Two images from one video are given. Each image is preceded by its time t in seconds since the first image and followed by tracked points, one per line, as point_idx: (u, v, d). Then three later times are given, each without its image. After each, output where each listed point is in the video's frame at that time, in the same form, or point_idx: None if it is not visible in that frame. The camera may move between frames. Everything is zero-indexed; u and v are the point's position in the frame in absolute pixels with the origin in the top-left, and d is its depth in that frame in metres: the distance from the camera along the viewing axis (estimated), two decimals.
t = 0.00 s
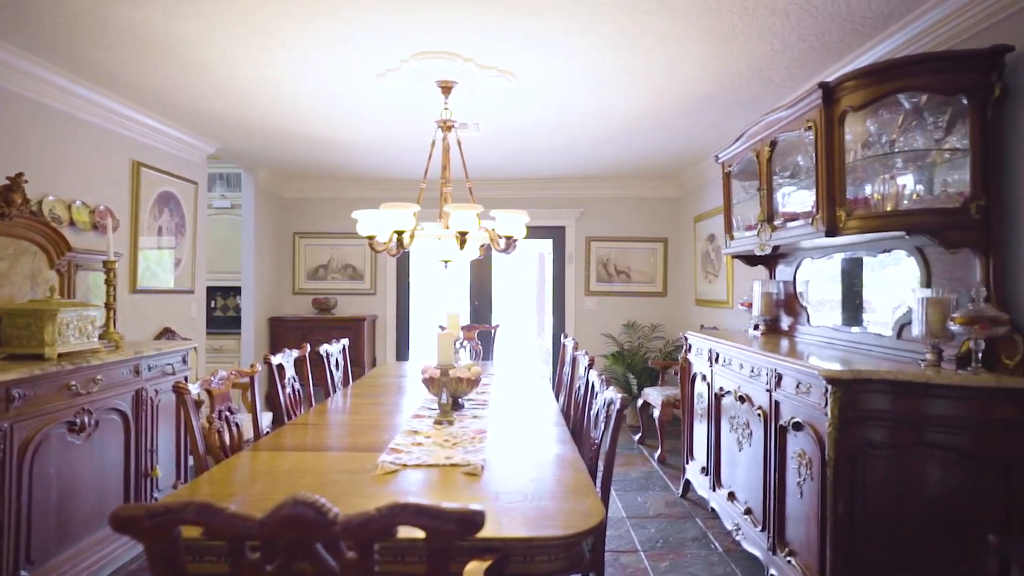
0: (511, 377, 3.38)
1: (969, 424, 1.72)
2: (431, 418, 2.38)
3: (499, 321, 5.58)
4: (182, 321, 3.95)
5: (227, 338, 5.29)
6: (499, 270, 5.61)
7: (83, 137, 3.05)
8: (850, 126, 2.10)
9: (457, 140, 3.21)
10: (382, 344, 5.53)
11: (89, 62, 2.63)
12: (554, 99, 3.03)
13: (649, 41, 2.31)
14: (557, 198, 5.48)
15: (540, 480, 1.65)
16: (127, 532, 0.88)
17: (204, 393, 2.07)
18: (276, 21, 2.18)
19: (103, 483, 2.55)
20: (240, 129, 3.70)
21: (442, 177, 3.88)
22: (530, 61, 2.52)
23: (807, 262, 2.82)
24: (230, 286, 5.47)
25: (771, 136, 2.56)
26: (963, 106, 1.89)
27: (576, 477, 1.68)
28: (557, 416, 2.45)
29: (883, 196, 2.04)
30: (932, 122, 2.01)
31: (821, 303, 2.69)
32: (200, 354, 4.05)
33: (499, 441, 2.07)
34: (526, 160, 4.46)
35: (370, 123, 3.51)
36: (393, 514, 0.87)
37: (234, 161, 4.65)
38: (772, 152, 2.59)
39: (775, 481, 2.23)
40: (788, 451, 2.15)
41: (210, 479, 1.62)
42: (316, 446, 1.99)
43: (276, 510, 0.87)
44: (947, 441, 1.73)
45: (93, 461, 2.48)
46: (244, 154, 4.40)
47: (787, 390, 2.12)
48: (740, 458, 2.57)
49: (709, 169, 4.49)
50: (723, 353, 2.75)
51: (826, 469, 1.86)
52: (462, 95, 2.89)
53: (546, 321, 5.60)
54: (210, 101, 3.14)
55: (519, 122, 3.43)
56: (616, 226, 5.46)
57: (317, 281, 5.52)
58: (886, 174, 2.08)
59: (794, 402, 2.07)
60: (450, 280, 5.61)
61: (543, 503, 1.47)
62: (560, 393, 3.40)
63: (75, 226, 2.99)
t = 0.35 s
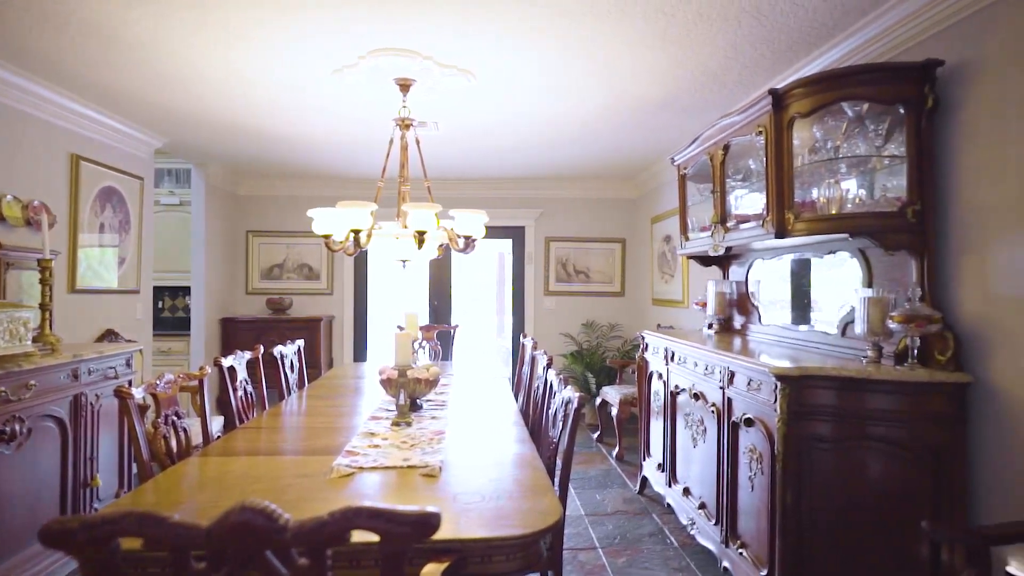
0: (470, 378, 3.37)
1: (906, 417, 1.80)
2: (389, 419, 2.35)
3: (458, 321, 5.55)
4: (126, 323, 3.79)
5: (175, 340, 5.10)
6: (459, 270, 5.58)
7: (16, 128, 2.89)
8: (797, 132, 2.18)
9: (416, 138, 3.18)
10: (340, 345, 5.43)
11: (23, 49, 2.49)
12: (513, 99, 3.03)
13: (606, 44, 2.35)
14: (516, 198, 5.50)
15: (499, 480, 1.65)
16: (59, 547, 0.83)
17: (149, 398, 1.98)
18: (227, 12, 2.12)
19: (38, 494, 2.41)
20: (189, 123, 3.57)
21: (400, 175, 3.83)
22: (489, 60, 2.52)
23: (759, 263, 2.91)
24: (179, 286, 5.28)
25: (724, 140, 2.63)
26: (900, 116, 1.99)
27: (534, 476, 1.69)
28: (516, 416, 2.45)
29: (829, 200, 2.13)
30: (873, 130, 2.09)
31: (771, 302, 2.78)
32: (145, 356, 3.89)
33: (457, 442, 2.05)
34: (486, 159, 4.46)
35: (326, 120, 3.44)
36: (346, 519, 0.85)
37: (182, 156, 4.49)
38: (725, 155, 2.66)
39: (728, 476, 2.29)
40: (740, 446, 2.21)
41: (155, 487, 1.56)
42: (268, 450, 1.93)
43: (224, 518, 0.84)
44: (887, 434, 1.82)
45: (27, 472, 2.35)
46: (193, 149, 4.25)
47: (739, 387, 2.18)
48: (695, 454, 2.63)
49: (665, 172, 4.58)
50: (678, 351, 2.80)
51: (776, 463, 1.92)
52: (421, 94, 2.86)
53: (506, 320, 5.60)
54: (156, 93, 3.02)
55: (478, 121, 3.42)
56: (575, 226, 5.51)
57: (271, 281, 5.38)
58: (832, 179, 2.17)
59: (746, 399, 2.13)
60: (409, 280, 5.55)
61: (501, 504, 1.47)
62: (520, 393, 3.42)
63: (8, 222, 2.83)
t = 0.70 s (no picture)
0: (429, 378, 3.35)
1: (849, 412, 1.88)
2: (345, 421, 2.31)
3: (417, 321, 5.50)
4: (65, 324, 3.61)
5: (120, 343, 4.88)
6: (418, 270, 5.53)
7: None
8: (749, 136, 2.24)
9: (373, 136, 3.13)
10: (295, 346, 5.31)
11: None
12: (472, 98, 3.02)
13: (565, 46, 2.36)
14: (476, 198, 5.48)
15: (457, 481, 1.64)
16: None
17: (89, 403, 1.89)
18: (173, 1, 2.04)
19: None
20: (133, 116, 3.43)
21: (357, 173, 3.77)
22: (447, 59, 2.51)
23: (713, 263, 2.98)
24: (123, 285, 5.07)
25: (680, 143, 2.69)
26: (843, 122, 2.08)
27: (493, 476, 1.68)
28: (476, 416, 2.45)
29: (778, 203, 2.20)
30: (819, 136, 2.18)
31: (725, 302, 2.85)
32: (86, 359, 3.71)
33: (415, 443, 2.04)
34: (445, 159, 4.43)
35: (280, 116, 3.35)
36: (297, 525, 0.83)
37: (126, 150, 4.30)
38: (680, 158, 2.72)
39: (683, 471, 2.34)
40: (694, 442, 2.26)
41: (96, 496, 1.49)
42: (219, 455, 1.87)
43: (168, 526, 0.81)
44: (831, 428, 1.89)
45: None
46: (138, 143, 4.08)
47: (694, 385, 2.24)
48: (651, 450, 2.67)
49: (623, 173, 4.65)
50: (635, 350, 2.85)
51: (728, 459, 1.98)
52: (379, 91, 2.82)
53: (466, 320, 5.58)
54: (98, 84, 2.88)
55: (437, 120, 3.40)
56: (534, 226, 5.53)
57: (222, 280, 5.22)
58: (781, 183, 2.24)
59: (700, 396, 2.18)
60: (367, 280, 5.47)
61: (459, 504, 1.46)
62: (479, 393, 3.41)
63: None
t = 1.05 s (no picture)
0: (387, 379, 3.31)
1: (797, 407, 1.95)
2: (301, 424, 2.25)
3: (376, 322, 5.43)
4: None
5: (59, 345, 4.64)
6: (377, 270, 5.45)
7: None
8: (703, 140, 2.30)
9: (330, 133, 3.07)
10: (249, 347, 5.16)
11: None
12: (431, 97, 3.00)
13: (525, 46, 2.37)
14: (436, 197, 5.45)
15: (416, 482, 1.62)
16: None
17: (23, 410, 1.79)
18: None
19: None
20: (73, 107, 3.26)
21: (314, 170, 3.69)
22: (406, 57, 2.48)
23: (669, 264, 3.04)
24: (63, 285, 4.82)
25: (637, 145, 2.73)
26: (792, 128, 2.15)
27: (451, 477, 1.68)
28: (435, 416, 2.43)
29: (731, 205, 2.26)
30: (769, 140, 2.25)
31: (681, 302, 2.92)
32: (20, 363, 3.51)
33: (373, 444, 2.00)
34: (404, 157, 4.39)
35: (232, 110, 3.25)
36: (247, 531, 0.81)
37: (66, 143, 4.10)
38: (637, 160, 2.77)
39: (640, 468, 2.38)
40: (651, 439, 2.30)
41: (30, 508, 1.41)
42: (166, 462, 1.80)
43: (108, 536, 0.77)
44: (781, 423, 1.96)
45: None
46: (79, 136, 3.89)
47: (650, 383, 2.28)
48: (609, 448, 2.71)
49: (582, 174, 4.70)
50: (593, 349, 2.88)
51: (683, 455, 2.02)
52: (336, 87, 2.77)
53: (425, 321, 5.53)
54: (33, 72, 2.73)
55: (395, 118, 3.36)
56: (494, 226, 5.53)
57: (171, 280, 5.03)
58: (734, 185, 2.31)
59: (656, 393, 2.22)
60: (324, 280, 5.36)
61: (416, 506, 1.45)
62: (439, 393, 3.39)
63: None
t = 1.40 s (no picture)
0: (345, 380, 3.25)
1: (748, 404, 2.01)
2: (254, 428, 2.19)
3: (334, 322, 5.33)
4: None
5: None
6: (334, 269, 5.35)
7: None
8: (660, 142, 2.34)
9: (284, 129, 3.00)
10: (200, 349, 4.99)
11: None
12: (390, 95, 2.96)
13: (485, 47, 2.37)
14: (395, 196, 5.39)
15: (375, 485, 1.60)
16: None
17: None
18: None
19: None
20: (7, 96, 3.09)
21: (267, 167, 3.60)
22: (364, 53, 2.44)
23: (627, 264, 3.09)
24: None
25: (595, 146, 2.77)
26: (745, 132, 2.21)
27: (410, 478, 1.66)
28: (394, 418, 2.40)
29: (687, 207, 2.31)
30: (723, 144, 2.31)
31: (639, 302, 2.97)
32: None
33: (329, 447, 1.97)
34: (362, 155, 4.32)
35: (180, 103, 3.14)
36: (192, 541, 0.78)
37: None
38: (596, 161, 2.80)
39: (599, 465, 2.41)
40: (609, 437, 2.33)
41: None
42: (109, 470, 1.72)
43: (41, 551, 0.74)
44: (734, 420, 2.01)
45: None
46: (14, 127, 3.68)
47: (608, 382, 2.31)
48: (568, 446, 2.73)
49: (542, 175, 4.72)
50: (553, 348, 2.90)
51: (640, 452, 2.06)
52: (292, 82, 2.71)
53: (385, 321, 5.47)
54: None
55: (352, 115, 3.30)
56: (454, 226, 5.51)
57: (116, 279, 4.82)
58: (689, 188, 2.36)
59: (614, 392, 2.26)
60: (279, 279, 5.23)
61: (374, 509, 1.43)
62: (398, 394, 3.35)
63: None
